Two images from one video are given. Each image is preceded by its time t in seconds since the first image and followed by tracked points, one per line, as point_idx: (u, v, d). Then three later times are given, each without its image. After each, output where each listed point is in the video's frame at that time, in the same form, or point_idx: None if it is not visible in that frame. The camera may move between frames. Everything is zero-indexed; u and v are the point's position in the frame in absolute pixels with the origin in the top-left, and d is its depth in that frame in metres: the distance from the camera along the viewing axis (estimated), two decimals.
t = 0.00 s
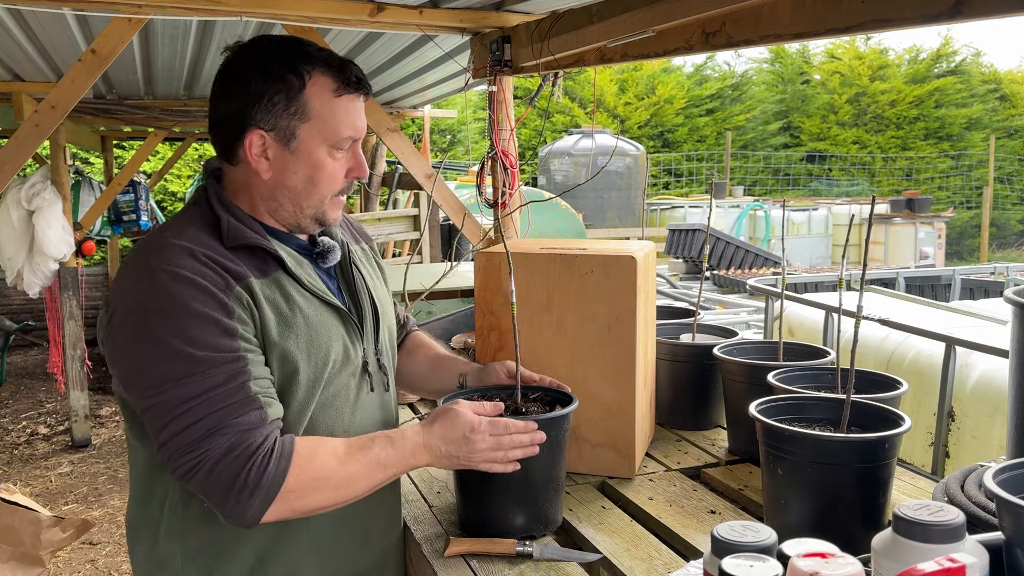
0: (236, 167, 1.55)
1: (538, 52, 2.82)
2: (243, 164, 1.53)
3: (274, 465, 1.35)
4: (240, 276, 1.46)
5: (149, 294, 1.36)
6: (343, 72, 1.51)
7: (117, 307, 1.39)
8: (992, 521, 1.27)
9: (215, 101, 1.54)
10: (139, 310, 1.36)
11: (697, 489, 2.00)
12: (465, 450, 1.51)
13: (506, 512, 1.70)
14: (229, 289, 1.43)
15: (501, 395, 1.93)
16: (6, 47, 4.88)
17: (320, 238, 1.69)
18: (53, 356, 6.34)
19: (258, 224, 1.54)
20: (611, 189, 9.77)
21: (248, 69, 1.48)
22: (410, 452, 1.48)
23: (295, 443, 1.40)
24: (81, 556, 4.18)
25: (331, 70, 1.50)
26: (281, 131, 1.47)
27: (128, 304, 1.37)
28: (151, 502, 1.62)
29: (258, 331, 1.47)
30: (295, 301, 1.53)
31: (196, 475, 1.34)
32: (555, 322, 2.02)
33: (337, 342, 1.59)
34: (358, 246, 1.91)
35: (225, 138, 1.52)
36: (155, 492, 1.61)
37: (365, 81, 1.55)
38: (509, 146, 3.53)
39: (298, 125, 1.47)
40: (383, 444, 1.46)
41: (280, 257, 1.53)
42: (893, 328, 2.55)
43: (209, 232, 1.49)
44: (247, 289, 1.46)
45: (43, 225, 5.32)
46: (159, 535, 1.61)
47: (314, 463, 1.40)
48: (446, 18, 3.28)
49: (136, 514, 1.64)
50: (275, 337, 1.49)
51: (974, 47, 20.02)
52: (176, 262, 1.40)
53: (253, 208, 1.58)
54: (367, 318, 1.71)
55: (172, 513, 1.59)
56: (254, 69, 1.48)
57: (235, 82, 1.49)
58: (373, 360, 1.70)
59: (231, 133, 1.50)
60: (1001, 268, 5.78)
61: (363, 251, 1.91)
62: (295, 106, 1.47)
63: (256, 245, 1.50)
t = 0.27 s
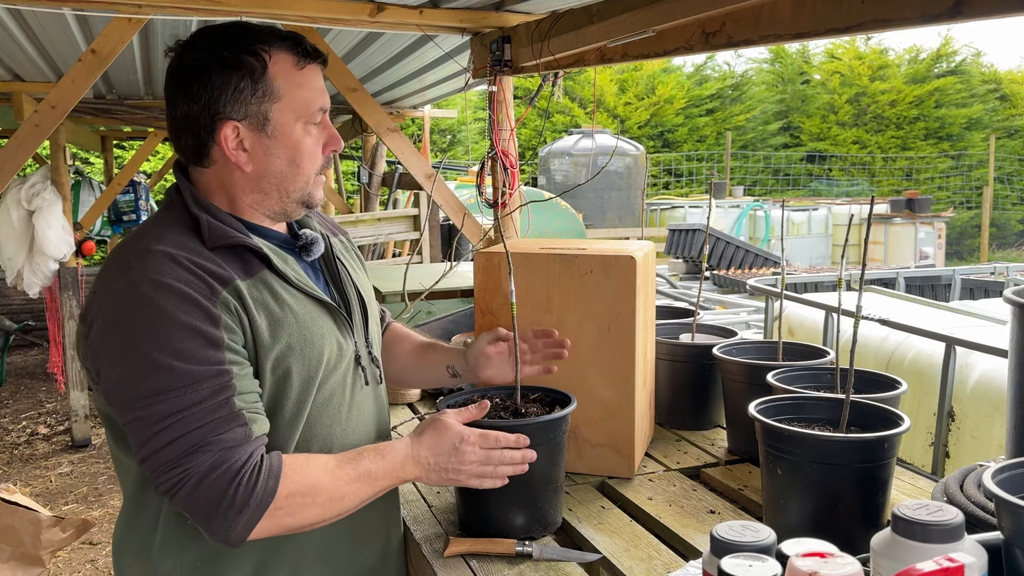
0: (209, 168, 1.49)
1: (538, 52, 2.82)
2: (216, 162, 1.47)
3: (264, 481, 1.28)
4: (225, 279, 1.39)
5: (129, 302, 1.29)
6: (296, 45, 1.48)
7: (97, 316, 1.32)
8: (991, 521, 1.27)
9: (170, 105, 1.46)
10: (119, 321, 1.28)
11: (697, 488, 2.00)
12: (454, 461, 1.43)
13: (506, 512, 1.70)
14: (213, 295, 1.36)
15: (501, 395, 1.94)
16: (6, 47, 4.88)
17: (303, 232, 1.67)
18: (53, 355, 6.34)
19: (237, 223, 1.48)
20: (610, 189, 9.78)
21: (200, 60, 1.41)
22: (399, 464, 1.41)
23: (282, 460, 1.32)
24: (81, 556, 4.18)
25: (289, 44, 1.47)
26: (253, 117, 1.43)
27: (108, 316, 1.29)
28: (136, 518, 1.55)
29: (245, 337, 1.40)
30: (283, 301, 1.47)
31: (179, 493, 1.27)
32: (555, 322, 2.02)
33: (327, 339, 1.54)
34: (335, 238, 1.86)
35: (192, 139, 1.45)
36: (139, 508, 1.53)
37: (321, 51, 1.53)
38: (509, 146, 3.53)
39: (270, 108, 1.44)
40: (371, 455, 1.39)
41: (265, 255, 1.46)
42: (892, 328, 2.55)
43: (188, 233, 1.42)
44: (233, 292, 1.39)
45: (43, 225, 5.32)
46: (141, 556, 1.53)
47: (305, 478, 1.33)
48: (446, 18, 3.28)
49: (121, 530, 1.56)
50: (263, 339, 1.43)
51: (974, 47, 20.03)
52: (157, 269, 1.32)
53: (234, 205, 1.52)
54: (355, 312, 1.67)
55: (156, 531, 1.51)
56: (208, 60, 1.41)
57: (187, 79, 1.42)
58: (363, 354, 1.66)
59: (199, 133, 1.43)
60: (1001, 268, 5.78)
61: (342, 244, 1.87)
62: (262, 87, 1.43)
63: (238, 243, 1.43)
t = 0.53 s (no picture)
0: (181, 160, 1.45)
1: (538, 52, 2.82)
2: (190, 157, 1.44)
3: (248, 485, 1.26)
4: (202, 280, 1.38)
5: (101, 307, 1.26)
6: (289, 53, 1.46)
7: (69, 322, 1.29)
8: (992, 521, 1.27)
9: (149, 93, 1.44)
10: (91, 326, 1.26)
11: (697, 489, 2.00)
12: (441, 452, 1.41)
13: (507, 512, 1.70)
14: (188, 296, 1.34)
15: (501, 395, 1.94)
16: (6, 47, 4.88)
17: (281, 231, 1.65)
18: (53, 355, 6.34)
19: (212, 223, 1.46)
20: (611, 189, 9.78)
21: (189, 54, 1.40)
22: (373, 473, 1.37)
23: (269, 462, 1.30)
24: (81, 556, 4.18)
25: (279, 49, 1.45)
26: (231, 117, 1.40)
27: (80, 322, 1.27)
28: (117, 528, 1.50)
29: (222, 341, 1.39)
30: (262, 301, 1.46)
31: (161, 501, 1.25)
32: (555, 322, 2.01)
33: (308, 342, 1.52)
34: (317, 235, 1.85)
35: (167, 131, 1.43)
36: (121, 517, 1.49)
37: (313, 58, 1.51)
38: (509, 146, 3.53)
39: (250, 110, 1.41)
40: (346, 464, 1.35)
41: (241, 255, 1.44)
42: (892, 328, 2.55)
43: (161, 236, 1.40)
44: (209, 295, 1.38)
45: (43, 225, 5.32)
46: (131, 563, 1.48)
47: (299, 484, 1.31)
48: (446, 18, 3.28)
49: (100, 541, 1.51)
50: (242, 342, 1.42)
51: (974, 47, 20.02)
52: (130, 272, 1.30)
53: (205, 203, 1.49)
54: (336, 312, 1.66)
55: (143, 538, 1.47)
56: (196, 55, 1.40)
57: (171, 70, 1.41)
58: (345, 357, 1.65)
59: (175, 125, 1.41)
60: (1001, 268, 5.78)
61: (323, 241, 1.85)
62: (245, 89, 1.40)
63: (212, 245, 1.41)
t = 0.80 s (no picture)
0: (168, 163, 1.46)
1: (538, 52, 2.83)
2: (177, 158, 1.44)
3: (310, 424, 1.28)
4: (199, 271, 1.38)
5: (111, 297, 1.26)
6: (281, 56, 1.46)
7: (75, 323, 1.28)
8: (991, 521, 1.27)
9: (141, 93, 1.45)
10: (102, 316, 1.25)
11: (697, 488, 2.00)
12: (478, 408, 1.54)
13: (507, 512, 1.70)
14: (189, 283, 1.35)
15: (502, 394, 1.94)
16: (6, 46, 4.88)
17: (269, 233, 1.65)
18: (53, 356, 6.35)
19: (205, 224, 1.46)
20: (611, 189, 9.78)
21: (181, 55, 1.41)
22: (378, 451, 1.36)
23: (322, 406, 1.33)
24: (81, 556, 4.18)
25: (271, 52, 1.45)
26: (219, 119, 1.40)
27: (91, 315, 1.26)
28: (105, 530, 1.45)
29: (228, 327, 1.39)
30: (257, 297, 1.47)
31: (229, 468, 1.24)
32: (554, 322, 2.02)
33: (297, 340, 1.53)
34: (305, 238, 1.85)
35: (155, 131, 1.43)
36: (108, 517, 1.44)
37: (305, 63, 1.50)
38: (509, 146, 3.54)
39: (238, 112, 1.41)
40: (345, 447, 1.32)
41: (234, 253, 1.45)
42: (892, 328, 2.55)
43: (152, 236, 1.40)
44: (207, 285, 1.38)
45: (43, 225, 5.32)
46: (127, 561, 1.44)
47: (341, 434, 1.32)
48: (446, 17, 3.28)
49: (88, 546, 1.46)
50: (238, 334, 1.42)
51: (974, 47, 20.03)
52: (130, 263, 1.30)
53: (189, 205, 1.49)
54: (324, 313, 1.67)
55: (134, 536, 1.43)
56: (188, 56, 1.41)
57: (162, 71, 1.41)
58: (330, 360, 1.66)
59: (162, 125, 1.41)
60: (1001, 268, 5.78)
61: (311, 244, 1.86)
62: (233, 91, 1.40)
63: (205, 242, 1.41)
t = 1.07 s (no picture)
0: (176, 157, 1.48)
1: (538, 52, 2.82)
2: (184, 151, 1.46)
3: (304, 406, 1.28)
4: (202, 260, 1.40)
5: (116, 281, 1.28)
6: (286, 55, 1.46)
7: (81, 308, 1.30)
8: (992, 521, 1.27)
9: (151, 90, 1.47)
10: (106, 300, 1.28)
11: (697, 489, 2.00)
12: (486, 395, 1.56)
13: (506, 513, 1.70)
14: (192, 270, 1.36)
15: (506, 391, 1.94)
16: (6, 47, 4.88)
17: (275, 226, 1.65)
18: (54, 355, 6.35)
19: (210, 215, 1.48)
20: (610, 189, 9.78)
21: (189, 52, 1.43)
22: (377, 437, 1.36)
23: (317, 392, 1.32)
24: (81, 556, 4.18)
25: (276, 50, 1.45)
26: (222, 112, 1.41)
27: (97, 300, 1.28)
28: (117, 516, 1.49)
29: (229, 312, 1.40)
30: (261, 286, 1.48)
31: (225, 447, 1.24)
32: (554, 322, 2.02)
33: (301, 329, 1.54)
34: (313, 233, 1.86)
35: (163, 125, 1.45)
36: (121, 502, 1.48)
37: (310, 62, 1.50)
38: (509, 146, 3.54)
39: (241, 106, 1.42)
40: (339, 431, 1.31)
41: (237, 243, 1.46)
42: (892, 328, 2.55)
43: (159, 228, 1.42)
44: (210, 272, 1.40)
45: (43, 225, 5.32)
46: (145, 547, 1.48)
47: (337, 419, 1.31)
48: (446, 18, 3.28)
49: (104, 536, 1.50)
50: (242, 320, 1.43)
51: (974, 47, 20.03)
52: (135, 251, 1.32)
53: (194, 198, 1.50)
54: (330, 305, 1.67)
55: (151, 521, 1.47)
56: (195, 53, 1.43)
57: (171, 67, 1.44)
58: (336, 351, 1.67)
59: (170, 119, 1.43)
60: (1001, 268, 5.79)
61: (320, 238, 1.86)
62: (236, 86, 1.41)
63: (209, 232, 1.43)
